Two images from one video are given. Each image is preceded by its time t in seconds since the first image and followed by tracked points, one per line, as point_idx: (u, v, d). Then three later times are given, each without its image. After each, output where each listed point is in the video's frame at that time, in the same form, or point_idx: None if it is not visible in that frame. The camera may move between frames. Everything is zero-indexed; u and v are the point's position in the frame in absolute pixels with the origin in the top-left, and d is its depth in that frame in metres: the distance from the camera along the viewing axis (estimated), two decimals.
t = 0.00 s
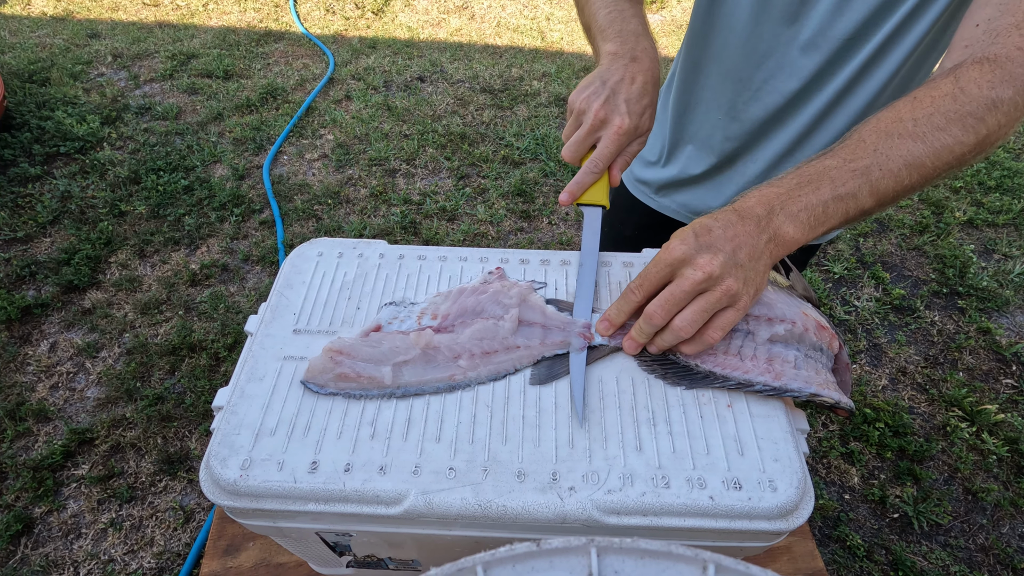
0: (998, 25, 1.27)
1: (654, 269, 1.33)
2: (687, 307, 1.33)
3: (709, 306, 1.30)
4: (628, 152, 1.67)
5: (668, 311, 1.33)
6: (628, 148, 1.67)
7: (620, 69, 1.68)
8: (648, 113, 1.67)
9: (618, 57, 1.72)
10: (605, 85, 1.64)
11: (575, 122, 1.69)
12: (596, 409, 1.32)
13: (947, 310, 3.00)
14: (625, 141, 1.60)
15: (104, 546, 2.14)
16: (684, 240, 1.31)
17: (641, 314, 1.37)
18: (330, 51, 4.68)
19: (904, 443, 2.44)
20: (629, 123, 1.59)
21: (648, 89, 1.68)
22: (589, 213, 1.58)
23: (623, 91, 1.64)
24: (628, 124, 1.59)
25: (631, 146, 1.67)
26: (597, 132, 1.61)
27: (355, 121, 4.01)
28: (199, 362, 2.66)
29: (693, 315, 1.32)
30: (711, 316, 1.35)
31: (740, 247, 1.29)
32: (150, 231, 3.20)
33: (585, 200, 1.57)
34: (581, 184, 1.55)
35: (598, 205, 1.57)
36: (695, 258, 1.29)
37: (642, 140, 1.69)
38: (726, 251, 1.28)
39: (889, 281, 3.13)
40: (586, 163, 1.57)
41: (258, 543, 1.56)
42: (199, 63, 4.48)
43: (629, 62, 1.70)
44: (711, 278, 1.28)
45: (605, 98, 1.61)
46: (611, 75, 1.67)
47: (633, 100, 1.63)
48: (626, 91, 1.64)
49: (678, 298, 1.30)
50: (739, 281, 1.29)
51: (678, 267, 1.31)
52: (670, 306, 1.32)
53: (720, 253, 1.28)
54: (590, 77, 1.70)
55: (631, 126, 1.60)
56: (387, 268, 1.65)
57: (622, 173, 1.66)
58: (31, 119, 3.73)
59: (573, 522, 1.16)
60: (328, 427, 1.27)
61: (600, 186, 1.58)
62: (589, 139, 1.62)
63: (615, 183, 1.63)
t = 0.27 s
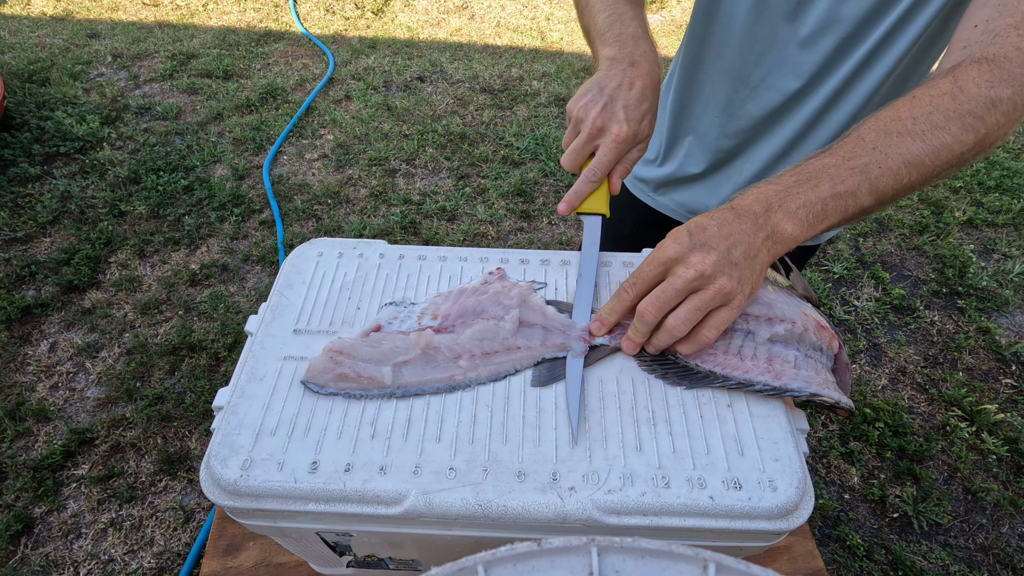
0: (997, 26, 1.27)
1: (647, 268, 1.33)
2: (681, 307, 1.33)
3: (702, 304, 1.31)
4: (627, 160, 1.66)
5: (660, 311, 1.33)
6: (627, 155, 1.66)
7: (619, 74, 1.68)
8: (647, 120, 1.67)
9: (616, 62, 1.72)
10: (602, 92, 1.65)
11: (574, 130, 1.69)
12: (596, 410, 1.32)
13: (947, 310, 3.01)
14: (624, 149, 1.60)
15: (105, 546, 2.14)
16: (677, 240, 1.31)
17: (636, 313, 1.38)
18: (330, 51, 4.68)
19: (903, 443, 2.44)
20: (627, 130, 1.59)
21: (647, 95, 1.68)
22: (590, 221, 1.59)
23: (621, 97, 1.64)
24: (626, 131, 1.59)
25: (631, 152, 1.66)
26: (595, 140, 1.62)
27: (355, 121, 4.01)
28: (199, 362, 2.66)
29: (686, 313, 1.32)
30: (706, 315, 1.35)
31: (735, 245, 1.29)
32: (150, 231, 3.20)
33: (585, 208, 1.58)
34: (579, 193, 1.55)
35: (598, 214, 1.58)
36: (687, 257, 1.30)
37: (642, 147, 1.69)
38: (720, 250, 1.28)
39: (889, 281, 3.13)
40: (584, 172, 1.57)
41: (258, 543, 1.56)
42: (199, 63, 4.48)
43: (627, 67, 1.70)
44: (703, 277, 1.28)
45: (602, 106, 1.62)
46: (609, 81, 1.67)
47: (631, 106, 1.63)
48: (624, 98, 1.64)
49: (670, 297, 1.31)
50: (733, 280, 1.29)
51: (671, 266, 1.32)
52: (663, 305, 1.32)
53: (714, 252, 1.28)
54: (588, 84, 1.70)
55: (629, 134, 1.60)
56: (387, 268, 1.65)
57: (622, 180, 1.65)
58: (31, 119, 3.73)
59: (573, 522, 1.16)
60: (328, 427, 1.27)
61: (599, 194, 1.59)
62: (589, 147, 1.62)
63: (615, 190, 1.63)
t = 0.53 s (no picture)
0: (997, 28, 1.27)
1: (645, 266, 1.34)
2: (679, 305, 1.33)
3: (700, 302, 1.31)
4: (623, 169, 1.67)
5: (657, 309, 1.33)
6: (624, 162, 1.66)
7: (624, 81, 1.68)
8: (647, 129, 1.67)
9: (620, 68, 1.71)
10: (608, 96, 1.63)
11: (573, 129, 1.67)
12: (596, 410, 1.32)
13: (947, 310, 3.01)
14: (623, 157, 1.60)
15: (104, 546, 2.14)
16: (675, 238, 1.32)
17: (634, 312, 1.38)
18: (330, 51, 4.68)
19: (903, 443, 2.44)
20: (629, 138, 1.59)
21: (649, 104, 1.68)
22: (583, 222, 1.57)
23: (625, 104, 1.63)
24: (628, 139, 1.59)
25: (627, 161, 1.67)
26: (596, 143, 1.61)
27: (355, 121, 4.01)
28: (199, 363, 2.66)
29: (684, 312, 1.32)
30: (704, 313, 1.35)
31: (732, 243, 1.30)
32: (150, 231, 3.20)
33: (580, 210, 1.56)
34: (576, 195, 1.54)
35: (592, 217, 1.56)
36: (685, 255, 1.31)
37: (638, 157, 1.70)
38: (718, 248, 1.29)
39: (889, 281, 3.13)
40: (583, 173, 1.56)
41: (258, 543, 1.56)
42: (199, 63, 4.48)
43: (632, 75, 1.70)
44: (700, 274, 1.29)
45: (607, 110, 1.61)
46: (614, 86, 1.66)
47: (634, 114, 1.63)
48: (627, 105, 1.64)
49: (668, 294, 1.31)
50: (731, 277, 1.30)
51: (669, 264, 1.32)
52: (661, 303, 1.32)
53: (711, 249, 1.29)
54: (592, 86, 1.68)
55: (630, 142, 1.60)
56: (387, 268, 1.65)
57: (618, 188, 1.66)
58: (31, 119, 3.73)
59: (573, 522, 1.16)
60: (328, 427, 1.27)
61: (596, 197, 1.57)
62: (588, 149, 1.61)
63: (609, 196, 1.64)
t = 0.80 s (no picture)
0: (1004, 29, 1.27)
1: (641, 266, 1.34)
2: (676, 304, 1.33)
3: (697, 301, 1.31)
4: (614, 165, 1.68)
5: (654, 309, 1.33)
6: (615, 160, 1.68)
7: (614, 81, 1.68)
8: (637, 128, 1.68)
9: (612, 70, 1.71)
10: (598, 95, 1.64)
11: (564, 128, 1.68)
12: (598, 410, 1.32)
13: (947, 310, 3.01)
14: (612, 154, 1.62)
15: (104, 547, 2.13)
16: (672, 238, 1.32)
17: (632, 312, 1.38)
18: (330, 51, 4.68)
19: (904, 443, 2.44)
20: (618, 136, 1.61)
21: (640, 104, 1.68)
22: (573, 218, 1.60)
23: (615, 103, 1.64)
24: (616, 137, 1.60)
25: (619, 158, 1.68)
26: (586, 142, 1.62)
27: (355, 121, 4.01)
28: (199, 363, 2.65)
29: (682, 311, 1.32)
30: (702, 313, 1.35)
31: (730, 243, 1.30)
32: (150, 231, 3.20)
33: (569, 206, 1.59)
34: (565, 190, 1.57)
35: (581, 211, 1.59)
36: (681, 255, 1.30)
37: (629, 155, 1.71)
38: (716, 247, 1.30)
39: (889, 281, 3.13)
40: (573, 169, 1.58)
41: (258, 544, 1.56)
42: (199, 63, 4.48)
43: (623, 76, 1.69)
44: (697, 274, 1.29)
45: (596, 108, 1.61)
46: (604, 86, 1.66)
47: (623, 113, 1.63)
48: (618, 103, 1.64)
49: (665, 294, 1.31)
50: (729, 276, 1.30)
51: (666, 263, 1.32)
52: (658, 303, 1.32)
53: (708, 249, 1.29)
54: (583, 86, 1.69)
55: (619, 139, 1.61)
56: (387, 268, 1.65)
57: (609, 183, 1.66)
58: (30, 119, 3.72)
59: (575, 522, 1.16)
60: (329, 427, 1.27)
61: (585, 193, 1.60)
62: (578, 148, 1.63)
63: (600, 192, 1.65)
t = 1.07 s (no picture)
0: (1005, 28, 1.27)
1: (637, 267, 1.35)
2: (672, 305, 1.34)
3: (693, 301, 1.31)
4: (616, 175, 1.68)
5: (651, 309, 1.33)
6: (616, 170, 1.68)
7: (613, 89, 1.68)
8: (638, 137, 1.67)
9: (611, 77, 1.72)
10: (596, 106, 1.65)
11: (564, 141, 1.71)
12: (596, 410, 1.32)
13: (947, 310, 3.01)
14: (613, 164, 1.62)
15: (104, 547, 2.13)
16: (668, 239, 1.33)
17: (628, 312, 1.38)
18: (330, 51, 4.68)
19: (903, 443, 2.44)
20: (618, 146, 1.61)
21: (640, 111, 1.68)
22: (573, 230, 1.61)
23: (614, 113, 1.64)
24: (617, 147, 1.60)
25: (620, 167, 1.68)
26: (585, 153, 1.63)
27: (354, 121, 4.01)
28: (199, 363, 2.66)
29: (679, 312, 1.33)
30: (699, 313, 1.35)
31: (725, 243, 1.31)
32: (150, 231, 3.20)
33: (569, 219, 1.61)
34: (564, 204, 1.59)
35: (581, 225, 1.61)
36: (677, 255, 1.31)
37: (630, 164, 1.71)
38: (712, 248, 1.30)
39: (889, 281, 3.14)
40: (572, 181, 1.60)
41: (257, 543, 1.56)
42: (198, 63, 4.48)
43: (623, 82, 1.70)
44: (692, 274, 1.30)
45: (595, 120, 1.62)
46: (603, 95, 1.67)
47: (623, 122, 1.64)
48: (617, 113, 1.65)
49: (661, 294, 1.32)
50: (724, 276, 1.30)
51: (662, 264, 1.33)
52: (654, 303, 1.33)
53: (703, 249, 1.30)
54: (582, 96, 1.70)
55: (620, 149, 1.61)
56: (387, 268, 1.65)
57: (610, 195, 1.67)
58: (30, 119, 3.72)
59: (573, 522, 1.16)
60: (328, 427, 1.27)
61: (585, 205, 1.61)
62: (578, 160, 1.64)
63: (602, 204, 1.65)
